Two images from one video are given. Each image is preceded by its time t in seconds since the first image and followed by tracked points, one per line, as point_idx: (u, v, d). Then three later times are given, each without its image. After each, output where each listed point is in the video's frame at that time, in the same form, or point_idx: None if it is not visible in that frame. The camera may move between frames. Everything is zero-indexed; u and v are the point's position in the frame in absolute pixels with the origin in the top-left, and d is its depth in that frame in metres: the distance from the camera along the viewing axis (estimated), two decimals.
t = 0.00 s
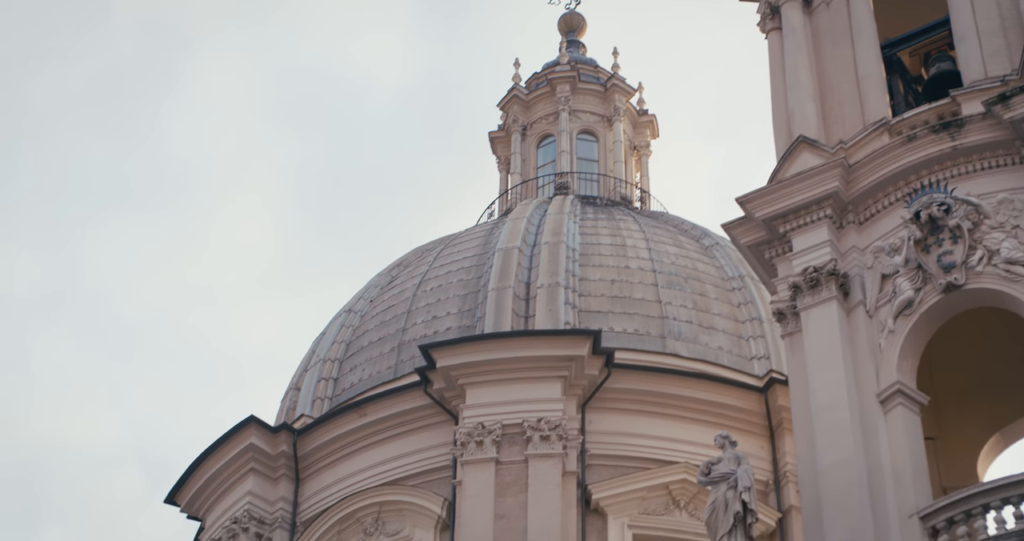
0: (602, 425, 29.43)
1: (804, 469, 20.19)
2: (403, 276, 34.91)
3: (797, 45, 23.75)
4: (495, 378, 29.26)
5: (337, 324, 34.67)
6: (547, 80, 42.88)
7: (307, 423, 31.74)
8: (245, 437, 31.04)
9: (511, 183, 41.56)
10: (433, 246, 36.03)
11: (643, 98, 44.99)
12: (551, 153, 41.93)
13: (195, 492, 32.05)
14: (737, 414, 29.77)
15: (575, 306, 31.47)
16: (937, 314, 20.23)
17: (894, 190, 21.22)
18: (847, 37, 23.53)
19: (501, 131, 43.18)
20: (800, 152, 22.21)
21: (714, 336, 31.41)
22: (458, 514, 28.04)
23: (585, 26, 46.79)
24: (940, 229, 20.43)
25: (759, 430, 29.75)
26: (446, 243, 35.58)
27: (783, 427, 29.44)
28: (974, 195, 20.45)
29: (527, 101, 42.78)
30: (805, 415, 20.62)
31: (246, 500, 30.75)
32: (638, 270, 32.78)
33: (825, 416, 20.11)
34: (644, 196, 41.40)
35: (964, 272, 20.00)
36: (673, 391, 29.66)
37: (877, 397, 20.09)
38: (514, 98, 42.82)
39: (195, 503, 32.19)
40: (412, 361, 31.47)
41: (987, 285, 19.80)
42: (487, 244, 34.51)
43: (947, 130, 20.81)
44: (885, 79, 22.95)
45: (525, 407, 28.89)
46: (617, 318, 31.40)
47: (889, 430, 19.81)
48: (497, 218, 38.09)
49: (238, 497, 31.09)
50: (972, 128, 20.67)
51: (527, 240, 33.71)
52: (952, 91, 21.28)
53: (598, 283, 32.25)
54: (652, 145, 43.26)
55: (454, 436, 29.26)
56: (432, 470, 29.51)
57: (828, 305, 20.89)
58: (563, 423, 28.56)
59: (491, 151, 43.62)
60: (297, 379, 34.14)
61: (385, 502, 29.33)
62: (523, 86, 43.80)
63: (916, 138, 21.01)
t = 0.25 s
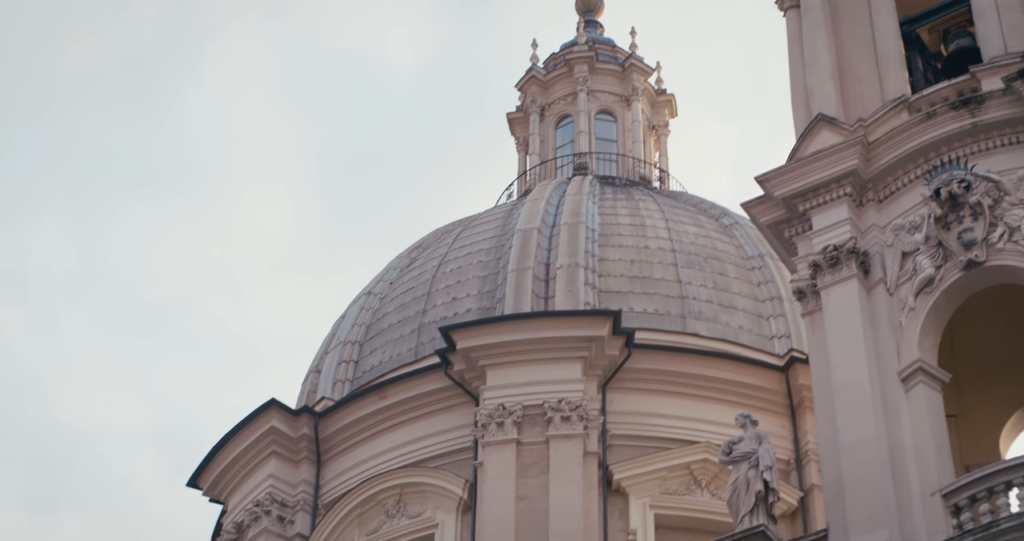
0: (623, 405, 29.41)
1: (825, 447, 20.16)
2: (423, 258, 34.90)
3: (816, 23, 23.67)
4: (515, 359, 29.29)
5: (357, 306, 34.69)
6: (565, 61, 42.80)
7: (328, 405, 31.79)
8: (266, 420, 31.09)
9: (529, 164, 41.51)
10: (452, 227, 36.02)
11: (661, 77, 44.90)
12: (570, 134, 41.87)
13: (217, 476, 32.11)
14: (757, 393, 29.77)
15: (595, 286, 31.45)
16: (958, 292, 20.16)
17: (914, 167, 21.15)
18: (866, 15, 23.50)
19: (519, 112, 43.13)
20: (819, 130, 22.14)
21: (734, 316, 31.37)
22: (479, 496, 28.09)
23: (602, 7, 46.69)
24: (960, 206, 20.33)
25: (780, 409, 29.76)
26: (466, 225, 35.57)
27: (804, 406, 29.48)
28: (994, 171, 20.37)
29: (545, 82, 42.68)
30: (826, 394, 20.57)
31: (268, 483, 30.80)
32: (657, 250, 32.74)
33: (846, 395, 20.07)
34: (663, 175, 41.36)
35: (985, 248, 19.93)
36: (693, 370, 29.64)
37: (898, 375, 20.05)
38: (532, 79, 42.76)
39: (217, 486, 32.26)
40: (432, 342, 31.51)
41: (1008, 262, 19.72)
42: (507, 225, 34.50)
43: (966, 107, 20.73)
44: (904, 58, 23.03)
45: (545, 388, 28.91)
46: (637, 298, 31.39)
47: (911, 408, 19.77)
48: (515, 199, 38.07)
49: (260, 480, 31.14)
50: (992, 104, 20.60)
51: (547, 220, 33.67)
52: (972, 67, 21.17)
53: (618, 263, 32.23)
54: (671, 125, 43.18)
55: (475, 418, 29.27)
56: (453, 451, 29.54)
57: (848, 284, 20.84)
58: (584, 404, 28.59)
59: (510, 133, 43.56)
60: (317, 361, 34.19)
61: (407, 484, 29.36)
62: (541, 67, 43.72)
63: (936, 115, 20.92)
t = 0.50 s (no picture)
0: (642, 381, 29.42)
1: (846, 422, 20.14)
2: (441, 236, 34.91)
3: None
4: (534, 336, 29.31)
5: (376, 284, 34.72)
6: (582, 37, 42.73)
7: (348, 384, 31.86)
8: (287, 399, 31.16)
9: (547, 141, 41.47)
10: (470, 205, 36.02)
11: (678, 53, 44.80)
12: (587, 110, 41.81)
13: (238, 455, 32.20)
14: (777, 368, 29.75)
15: (614, 262, 31.45)
16: (978, 264, 20.12)
17: (933, 140, 21.10)
18: None
19: (536, 89, 43.08)
20: (837, 104, 22.07)
21: (753, 291, 31.36)
22: (500, 473, 28.18)
23: None
24: (979, 179, 20.30)
25: (800, 383, 29.74)
26: (484, 202, 35.57)
27: (824, 381, 29.45)
28: (1013, 144, 20.32)
29: (562, 58, 42.60)
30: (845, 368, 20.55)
31: (289, 461, 30.89)
32: (676, 226, 32.72)
33: (866, 369, 20.05)
34: (681, 151, 41.32)
35: (1005, 221, 19.89)
36: (713, 346, 29.65)
37: (918, 348, 20.03)
38: (549, 55, 42.69)
39: (239, 465, 32.33)
40: (452, 320, 31.55)
41: None
42: (525, 201, 34.49)
43: (985, 79, 20.70)
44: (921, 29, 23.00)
45: (565, 364, 28.94)
46: (656, 274, 31.40)
47: (931, 381, 19.76)
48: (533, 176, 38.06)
49: (281, 458, 31.22)
50: (1011, 76, 20.56)
51: (565, 197, 33.65)
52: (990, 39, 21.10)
53: (637, 239, 32.22)
54: (688, 100, 43.11)
55: (495, 395, 29.31)
56: (473, 429, 29.60)
57: (867, 258, 20.80)
58: (604, 380, 28.64)
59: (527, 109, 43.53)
60: (337, 339, 34.24)
61: (428, 461, 29.43)
62: (558, 43, 43.65)
63: (955, 87, 20.87)
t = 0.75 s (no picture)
0: (665, 355, 29.42)
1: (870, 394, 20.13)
2: (463, 211, 34.91)
3: None
4: (557, 312, 29.32)
5: (398, 261, 34.75)
6: (602, 12, 42.64)
7: (372, 360, 31.92)
8: (310, 376, 31.23)
9: (568, 116, 41.42)
10: (492, 181, 36.01)
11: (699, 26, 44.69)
12: (608, 85, 41.71)
13: (262, 432, 32.29)
14: (800, 341, 29.71)
15: (636, 237, 31.44)
16: (1001, 235, 20.04)
17: (955, 111, 21.02)
18: None
19: (557, 64, 43.02)
20: (859, 76, 21.98)
21: (776, 264, 31.32)
22: (523, 449, 28.23)
23: None
24: (1002, 149, 20.26)
25: (823, 356, 29.70)
26: (505, 178, 35.56)
27: (847, 353, 29.41)
28: None
29: (582, 33, 42.57)
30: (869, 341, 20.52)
31: (313, 439, 30.97)
32: (698, 199, 32.67)
33: (890, 340, 20.02)
34: (702, 125, 41.26)
35: None
36: (736, 319, 29.63)
37: (942, 320, 19.99)
38: (569, 31, 42.64)
39: (263, 443, 32.43)
40: (474, 296, 31.58)
41: None
42: (547, 176, 34.48)
43: (1008, 50, 20.62)
44: None
45: (588, 339, 28.95)
46: (678, 248, 31.38)
47: (955, 353, 19.73)
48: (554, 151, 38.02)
49: (305, 436, 31.31)
50: None
51: (586, 171, 33.62)
52: (1013, 8, 21.00)
53: (659, 213, 32.19)
54: (709, 74, 43.01)
55: (518, 370, 29.35)
56: (497, 404, 29.65)
57: (890, 230, 20.76)
58: (627, 354, 28.63)
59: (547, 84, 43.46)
60: (360, 316, 34.29)
61: (451, 437, 29.47)
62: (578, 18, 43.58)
63: (977, 58, 20.78)
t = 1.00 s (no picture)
0: (688, 331, 29.43)
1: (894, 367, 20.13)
2: (485, 189, 34.91)
3: None
4: (580, 288, 29.34)
5: (420, 239, 34.78)
6: None
7: (395, 338, 31.97)
8: (334, 355, 31.30)
9: (588, 92, 41.38)
10: (513, 157, 36.00)
11: None
12: (628, 60, 41.64)
13: (286, 411, 32.38)
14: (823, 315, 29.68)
15: (658, 213, 31.43)
16: None
17: (977, 83, 20.97)
18: None
19: (577, 40, 42.98)
20: (880, 48, 21.91)
21: (798, 238, 31.28)
22: (547, 426, 28.27)
23: None
24: None
25: (846, 330, 29.66)
26: (527, 154, 35.55)
27: (870, 326, 29.38)
28: None
29: (602, 9, 42.52)
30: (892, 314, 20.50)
31: (337, 417, 31.04)
32: (719, 174, 32.63)
33: (913, 313, 20.00)
34: (723, 99, 41.19)
35: None
36: (759, 293, 29.61)
37: (965, 292, 19.97)
38: (589, 6, 42.58)
39: (287, 422, 32.53)
40: (497, 273, 31.60)
41: None
42: (568, 153, 34.45)
43: None
44: None
45: (611, 314, 28.97)
46: (700, 224, 31.36)
47: (979, 325, 19.72)
48: (575, 127, 38.00)
49: (329, 414, 31.39)
50: None
51: (607, 147, 33.60)
52: None
53: (681, 189, 32.15)
54: (730, 48, 42.91)
55: (541, 346, 29.40)
56: (520, 381, 29.70)
57: (913, 202, 20.71)
58: (650, 329, 28.64)
59: (567, 60, 43.41)
60: (382, 294, 34.34)
61: (475, 414, 29.53)
62: None
63: (999, 29, 20.73)
